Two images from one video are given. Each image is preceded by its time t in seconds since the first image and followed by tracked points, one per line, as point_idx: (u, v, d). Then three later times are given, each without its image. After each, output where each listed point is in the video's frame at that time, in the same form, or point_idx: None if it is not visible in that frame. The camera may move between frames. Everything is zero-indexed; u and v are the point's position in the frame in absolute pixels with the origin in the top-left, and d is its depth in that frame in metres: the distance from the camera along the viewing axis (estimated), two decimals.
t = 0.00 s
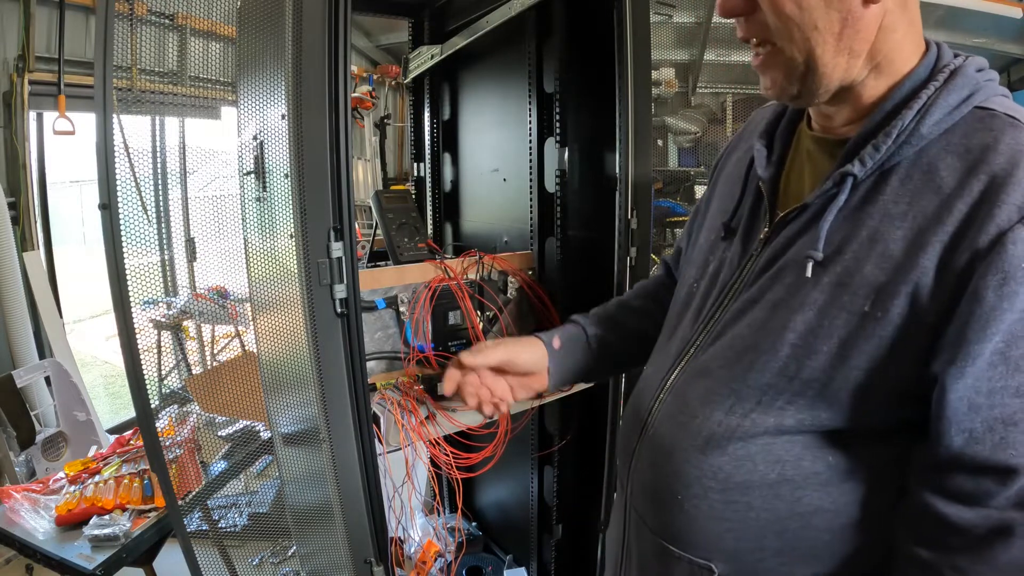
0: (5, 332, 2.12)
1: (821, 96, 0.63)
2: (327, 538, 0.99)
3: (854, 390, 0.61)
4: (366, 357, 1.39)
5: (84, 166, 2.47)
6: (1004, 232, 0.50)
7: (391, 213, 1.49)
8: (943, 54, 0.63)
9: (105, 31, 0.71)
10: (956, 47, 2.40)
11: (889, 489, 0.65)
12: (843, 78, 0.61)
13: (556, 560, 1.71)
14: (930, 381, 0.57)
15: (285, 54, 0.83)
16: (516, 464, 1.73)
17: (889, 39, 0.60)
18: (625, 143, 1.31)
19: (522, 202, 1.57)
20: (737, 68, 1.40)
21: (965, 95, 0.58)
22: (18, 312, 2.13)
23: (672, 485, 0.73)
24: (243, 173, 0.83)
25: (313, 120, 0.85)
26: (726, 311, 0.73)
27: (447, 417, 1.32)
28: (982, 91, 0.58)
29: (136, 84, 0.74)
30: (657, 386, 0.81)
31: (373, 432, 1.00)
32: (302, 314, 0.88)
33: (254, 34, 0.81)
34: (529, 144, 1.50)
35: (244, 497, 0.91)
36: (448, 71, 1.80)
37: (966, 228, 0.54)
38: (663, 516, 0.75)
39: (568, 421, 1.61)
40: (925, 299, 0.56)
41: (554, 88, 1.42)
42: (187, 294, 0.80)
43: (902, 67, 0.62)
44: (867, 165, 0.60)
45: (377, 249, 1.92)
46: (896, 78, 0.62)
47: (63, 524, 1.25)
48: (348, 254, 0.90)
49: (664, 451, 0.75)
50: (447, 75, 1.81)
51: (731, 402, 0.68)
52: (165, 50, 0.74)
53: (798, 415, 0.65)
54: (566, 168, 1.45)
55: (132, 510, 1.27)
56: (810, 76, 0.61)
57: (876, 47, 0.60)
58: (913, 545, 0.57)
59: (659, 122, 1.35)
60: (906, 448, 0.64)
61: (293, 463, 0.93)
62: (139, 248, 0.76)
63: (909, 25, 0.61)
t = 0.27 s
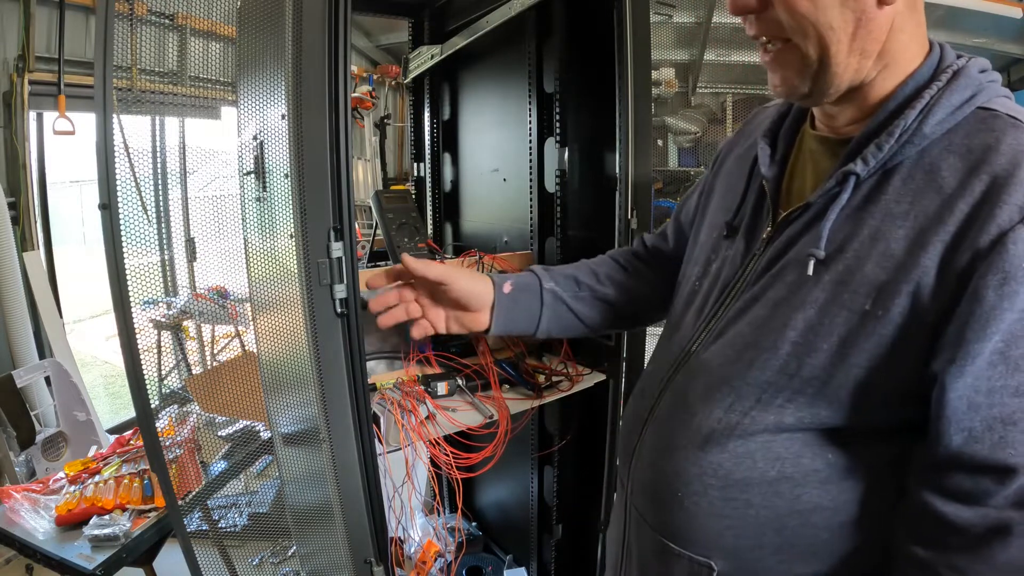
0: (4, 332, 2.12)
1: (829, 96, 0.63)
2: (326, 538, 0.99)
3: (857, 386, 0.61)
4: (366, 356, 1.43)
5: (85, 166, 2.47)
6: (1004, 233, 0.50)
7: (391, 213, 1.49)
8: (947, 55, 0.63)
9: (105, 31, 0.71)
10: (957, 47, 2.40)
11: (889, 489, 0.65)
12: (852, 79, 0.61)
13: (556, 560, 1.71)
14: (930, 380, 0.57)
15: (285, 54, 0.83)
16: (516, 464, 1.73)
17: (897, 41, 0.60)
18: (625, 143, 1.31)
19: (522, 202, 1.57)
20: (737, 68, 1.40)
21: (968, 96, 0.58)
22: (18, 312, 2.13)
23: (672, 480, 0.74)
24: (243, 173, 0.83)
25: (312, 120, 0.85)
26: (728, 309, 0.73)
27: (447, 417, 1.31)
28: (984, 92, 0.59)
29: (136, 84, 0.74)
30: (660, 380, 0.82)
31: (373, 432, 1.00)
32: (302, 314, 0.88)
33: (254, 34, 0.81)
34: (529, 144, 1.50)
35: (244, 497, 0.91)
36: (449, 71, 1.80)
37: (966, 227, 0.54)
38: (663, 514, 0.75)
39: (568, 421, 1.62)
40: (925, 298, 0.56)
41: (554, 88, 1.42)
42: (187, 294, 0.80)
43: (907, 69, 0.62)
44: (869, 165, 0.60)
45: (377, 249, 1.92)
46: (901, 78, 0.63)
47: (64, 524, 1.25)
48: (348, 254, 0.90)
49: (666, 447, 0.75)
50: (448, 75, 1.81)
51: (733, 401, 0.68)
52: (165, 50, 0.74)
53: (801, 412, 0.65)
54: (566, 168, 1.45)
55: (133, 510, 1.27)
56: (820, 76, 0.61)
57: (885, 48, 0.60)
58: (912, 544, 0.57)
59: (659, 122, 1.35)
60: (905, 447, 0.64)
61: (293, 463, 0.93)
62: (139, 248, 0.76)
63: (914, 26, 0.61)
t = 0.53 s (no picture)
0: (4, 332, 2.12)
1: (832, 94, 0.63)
2: (326, 537, 0.99)
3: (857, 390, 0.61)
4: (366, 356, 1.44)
5: (84, 166, 2.46)
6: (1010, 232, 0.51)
7: (391, 214, 1.49)
8: (947, 55, 0.64)
9: (105, 31, 0.70)
10: (954, 47, 2.40)
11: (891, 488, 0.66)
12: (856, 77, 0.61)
13: (556, 560, 1.71)
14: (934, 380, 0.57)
15: (285, 54, 0.83)
16: (516, 464, 1.74)
17: (899, 40, 0.61)
18: (625, 143, 1.31)
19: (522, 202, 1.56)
20: (737, 68, 1.40)
21: (969, 95, 0.59)
22: (18, 312, 2.13)
23: (672, 482, 0.74)
24: (243, 173, 0.83)
25: (313, 120, 0.85)
26: (728, 310, 0.73)
27: (447, 417, 1.31)
28: (985, 91, 0.59)
29: (136, 84, 0.74)
30: (663, 379, 0.82)
31: (373, 432, 1.00)
32: (302, 313, 0.89)
33: (255, 35, 0.81)
34: (528, 144, 1.49)
35: (244, 497, 0.91)
36: (448, 71, 1.81)
37: (972, 228, 0.54)
38: (664, 516, 0.75)
39: (568, 420, 1.62)
40: (930, 298, 0.56)
41: (554, 88, 1.42)
42: (187, 294, 0.80)
43: (908, 69, 0.63)
44: (873, 164, 0.60)
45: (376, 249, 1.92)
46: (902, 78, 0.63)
47: (63, 524, 1.25)
48: (348, 254, 0.90)
49: (666, 450, 0.75)
50: (447, 75, 1.81)
51: (735, 402, 0.68)
52: (165, 51, 0.74)
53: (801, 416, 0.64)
54: (566, 168, 1.45)
55: (132, 510, 1.27)
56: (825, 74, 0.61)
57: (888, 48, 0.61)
58: (917, 543, 0.58)
59: (659, 122, 1.35)
60: (907, 446, 0.64)
61: (293, 463, 0.93)
62: (139, 248, 0.76)
63: (915, 27, 0.62)
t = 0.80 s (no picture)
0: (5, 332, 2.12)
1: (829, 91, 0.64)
2: (326, 537, 0.99)
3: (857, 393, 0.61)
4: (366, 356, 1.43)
5: (84, 166, 2.46)
6: (1012, 233, 0.51)
7: (392, 214, 1.49)
8: (945, 56, 0.64)
9: (105, 31, 0.70)
10: (954, 47, 2.41)
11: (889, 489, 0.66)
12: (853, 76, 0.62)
13: (556, 560, 1.71)
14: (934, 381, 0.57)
15: (285, 54, 0.83)
16: (516, 464, 1.74)
17: (896, 40, 0.61)
18: (625, 143, 1.31)
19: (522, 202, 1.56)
20: (737, 68, 1.41)
21: (969, 95, 0.59)
22: (18, 312, 2.13)
23: (669, 483, 0.74)
24: (243, 173, 0.83)
25: (313, 120, 0.85)
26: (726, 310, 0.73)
27: (447, 417, 1.31)
28: (984, 91, 0.59)
29: (136, 85, 0.73)
30: (659, 381, 0.82)
31: (373, 432, 1.00)
32: (302, 313, 0.89)
33: (255, 35, 0.81)
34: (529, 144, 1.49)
35: (244, 497, 0.91)
36: (448, 71, 1.81)
37: (973, 229, 0.54)
38: (660, 518, 0.75)
39: (568, 420, 1.62)
40: (930, 299, 0.56)
41: (554, 88, 1.42)
42: (187, 294, 0.80)
43: (906, 69, 0.63)
44: (872, 164, 0.60)
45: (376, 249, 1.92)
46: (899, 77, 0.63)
47: (63, 524, 1.25)
48: (348, 254, 0.90)
49: (663, 452, 0.75)
50: (447, 75, 1.81)
51: (732, 404, 0.68)
52: (165, 51, 0.74)
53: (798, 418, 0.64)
54: (566, 168, 1.45)
55: (132, 510, 1.27)
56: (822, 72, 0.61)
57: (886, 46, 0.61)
58: (917, 544, 0.58)
59: (659, 122, 1.35)
60: (905, 447, 0.64)
61: (293, 463, 0.93)
62: (139, 248, 0.75)
63: (914, 27, 0.62)
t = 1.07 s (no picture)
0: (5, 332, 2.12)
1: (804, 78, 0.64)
2: (326, 537, 0.99)
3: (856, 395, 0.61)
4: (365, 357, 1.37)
5: (84, 166, 2.46)
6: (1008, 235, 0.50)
7: (392, 214, 1.49)
8: (944, 53, 0.62)
9: (105, 31, 0.70)
10: (953, 47, 2.41)
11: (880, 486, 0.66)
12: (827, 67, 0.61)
13: (556, 560, 1.71)
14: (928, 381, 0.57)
15: (285, 54, 0.83)
16: (516, 464, 1.74)
17: (880, 36, 0.59)
18: (625, 143, 1.30)
19: (521, 202, 1.57)
20: (737, 68, 1.40)
21: (967, 93, 0.58)
22: (18, 312, 2.13)
23: (662, 483, 0.74)
24: (243, 173, 0.83)
25: (312, 120, 0.85)
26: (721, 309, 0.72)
27: (447, 417, 1.31)
28: (983, 89, 0.58)
29: (136, 84, 0.73)
30: (649, 382, 0.81)
31: (373, 432, 1.00)
32: (303, 313, 0.89)
33: (256, 35, 0.81)
34: (529, 144, 1.50)
35: (244, 497, 0.91)
36: (448, 71, 1.81)
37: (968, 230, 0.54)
38: (654, 518, 0.75)
39: (568, 421, 1.61)
40: (925, 300, 0.56)
41: (554, 88, 1.42)
42: (187, 294, 0.80)
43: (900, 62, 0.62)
44: (866, 161, 0.59)
45: (377, 249, 1.92)
46: (894, 70, 0.62)
47: (63, 524, 1.25)
48: (348, 254, 0.90)
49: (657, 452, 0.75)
50: (447, 75, 1.81)
51: (724, 405, 0.68)
52: (165, 50, 0.74)
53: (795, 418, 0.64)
54: (566, 168, 1.45)
55: (133, 510, 1.27)
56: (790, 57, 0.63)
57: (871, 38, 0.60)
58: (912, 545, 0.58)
59: (659, 122, 1.35)
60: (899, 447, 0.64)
61: (293, 462, 0.93)
62: (139, 248, 0.75)
63: (908, 21, 0.60)
